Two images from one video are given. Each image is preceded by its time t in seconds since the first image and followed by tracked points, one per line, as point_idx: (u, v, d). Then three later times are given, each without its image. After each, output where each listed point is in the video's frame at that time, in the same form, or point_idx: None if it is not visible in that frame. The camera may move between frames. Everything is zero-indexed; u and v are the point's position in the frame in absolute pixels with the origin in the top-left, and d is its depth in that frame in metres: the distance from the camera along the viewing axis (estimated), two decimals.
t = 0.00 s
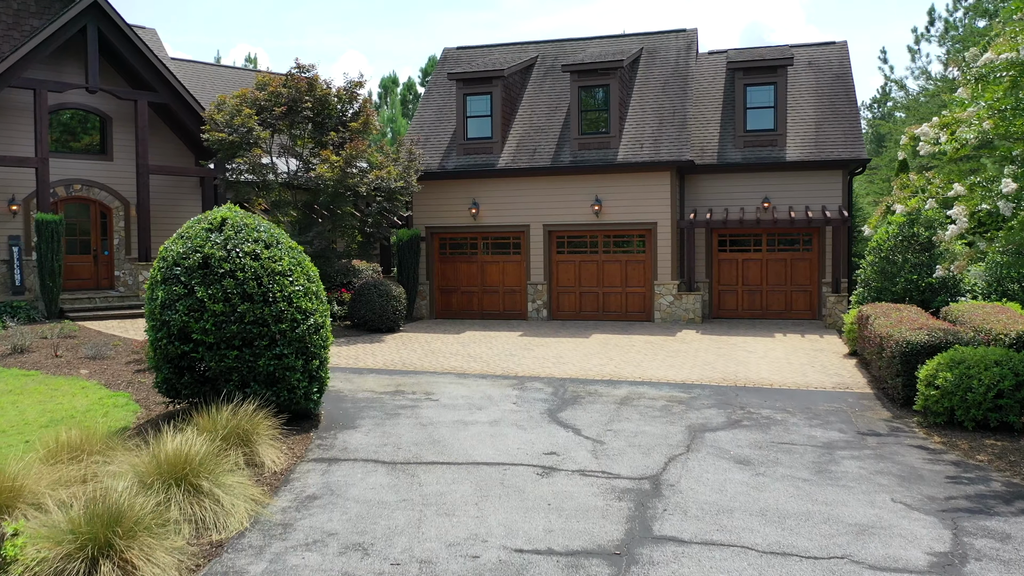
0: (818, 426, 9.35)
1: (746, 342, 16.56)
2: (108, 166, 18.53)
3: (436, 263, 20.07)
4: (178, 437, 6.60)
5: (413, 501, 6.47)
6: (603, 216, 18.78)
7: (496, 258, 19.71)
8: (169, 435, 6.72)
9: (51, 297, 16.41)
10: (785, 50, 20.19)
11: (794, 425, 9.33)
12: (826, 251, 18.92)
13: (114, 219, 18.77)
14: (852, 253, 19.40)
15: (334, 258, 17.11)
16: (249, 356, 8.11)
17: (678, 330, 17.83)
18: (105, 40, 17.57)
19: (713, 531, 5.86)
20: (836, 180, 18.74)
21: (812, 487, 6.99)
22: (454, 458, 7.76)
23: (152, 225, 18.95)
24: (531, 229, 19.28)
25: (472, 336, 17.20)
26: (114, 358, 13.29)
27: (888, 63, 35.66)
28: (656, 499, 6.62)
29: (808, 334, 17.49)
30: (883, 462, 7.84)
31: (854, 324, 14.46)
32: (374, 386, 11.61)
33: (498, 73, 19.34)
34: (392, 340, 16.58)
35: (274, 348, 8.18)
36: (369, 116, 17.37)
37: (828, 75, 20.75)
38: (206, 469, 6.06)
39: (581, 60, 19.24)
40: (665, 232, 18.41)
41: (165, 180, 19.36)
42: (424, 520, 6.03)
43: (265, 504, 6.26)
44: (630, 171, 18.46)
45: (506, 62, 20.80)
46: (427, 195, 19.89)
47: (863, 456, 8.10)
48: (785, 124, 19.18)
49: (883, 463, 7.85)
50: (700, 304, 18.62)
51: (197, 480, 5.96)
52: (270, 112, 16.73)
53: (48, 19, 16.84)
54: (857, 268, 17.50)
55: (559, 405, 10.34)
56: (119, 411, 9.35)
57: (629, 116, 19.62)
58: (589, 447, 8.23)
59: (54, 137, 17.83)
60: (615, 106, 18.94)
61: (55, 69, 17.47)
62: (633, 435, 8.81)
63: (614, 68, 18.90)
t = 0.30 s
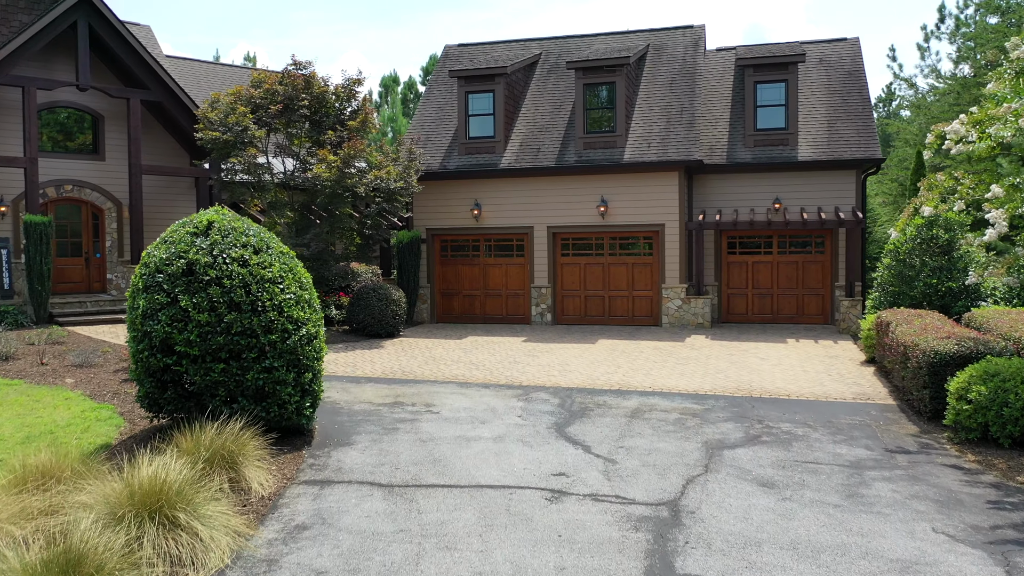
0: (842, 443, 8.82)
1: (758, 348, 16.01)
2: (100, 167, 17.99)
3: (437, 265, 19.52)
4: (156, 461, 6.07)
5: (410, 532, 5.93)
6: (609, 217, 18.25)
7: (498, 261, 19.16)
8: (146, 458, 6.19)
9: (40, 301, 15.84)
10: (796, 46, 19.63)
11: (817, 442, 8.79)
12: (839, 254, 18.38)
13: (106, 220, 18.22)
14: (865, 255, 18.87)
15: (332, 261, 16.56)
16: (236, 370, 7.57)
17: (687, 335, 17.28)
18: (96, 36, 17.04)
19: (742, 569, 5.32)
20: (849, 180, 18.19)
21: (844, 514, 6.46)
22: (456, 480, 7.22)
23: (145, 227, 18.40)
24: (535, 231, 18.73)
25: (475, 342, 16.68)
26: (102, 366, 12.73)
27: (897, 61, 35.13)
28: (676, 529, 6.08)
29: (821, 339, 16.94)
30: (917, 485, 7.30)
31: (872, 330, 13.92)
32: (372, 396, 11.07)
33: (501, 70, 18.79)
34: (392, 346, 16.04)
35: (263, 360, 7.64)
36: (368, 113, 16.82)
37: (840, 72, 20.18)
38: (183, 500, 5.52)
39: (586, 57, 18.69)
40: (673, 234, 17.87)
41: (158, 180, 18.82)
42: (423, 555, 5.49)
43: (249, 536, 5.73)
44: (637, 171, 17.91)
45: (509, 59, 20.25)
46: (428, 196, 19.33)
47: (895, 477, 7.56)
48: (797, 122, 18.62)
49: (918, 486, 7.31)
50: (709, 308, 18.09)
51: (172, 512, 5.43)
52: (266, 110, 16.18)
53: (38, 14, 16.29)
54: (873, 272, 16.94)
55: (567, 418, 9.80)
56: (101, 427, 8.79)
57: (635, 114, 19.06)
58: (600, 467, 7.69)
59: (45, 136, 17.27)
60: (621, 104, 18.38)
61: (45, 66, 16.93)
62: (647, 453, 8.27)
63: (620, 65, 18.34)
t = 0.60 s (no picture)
0: (883, 470, 8.24)
1: (782, 359, 15.40)
2: (105, 170, 17.59)
3: (449, 271, 18.99)
4: (142, 498, 5.57)
5: None
6: (626, 222, 17.70)
7: (512, 267, 18.62)
8: (133, 494, 5.70)
9: (42, 309, 15.41)
10: (819, 44, 18.98)
11: (856, 469, 8.21)
12: (865, 260, 17.74)
13: (111, 225, 17.81)
14: (892, 261, 18.21)
15: (341, 267, 16.06)
16: (233, 392, 7.06)
17: (708, 345, 16.68)
18: (100, 36, 16.64)
19: None
20: (876, 183, 17.52)
21: (895, 558, 5.88)
22: (469, 513, 6.68)
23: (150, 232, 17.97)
24: (550, 235, 18.18)
25: (488, 351, 16.17)
26: (103, 378, 12.27)
27: (919, 59, 34.37)
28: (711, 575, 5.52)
29: (848, 349, 16.29)
30: (971, 521, 6.72)
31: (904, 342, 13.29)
32: (381, 412, 10.55)
33: (514, 70, 18.25)
34: (402, 355, 15.54)
35: (262, 382, 7.13)
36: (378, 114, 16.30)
37: (864, 71, 19.51)
38: (167, 546, 5.02)
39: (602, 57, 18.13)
40: (693, 239, 17.29)
41: (164, 184, 18.40)
42: None
43: None
44: (655, 174, 17.33)
45: (522, 59, 19.70)
46: (440, 200, 18.81)
47: (945, 511, 6.96)
48: (820, 123, 17.96)
49: (971, 521, 6.71)
50: (730, 315, 17.49)
51: (155, 561, 4.92)
52: (272, 112, 15.71)
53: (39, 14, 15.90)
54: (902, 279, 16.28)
55: (587, 439, 9.25)
56: (93, 449, 8.28)
57: (652, 115, 18.46)
58: (624, 498, 7.13)
59: (48, 139, 16.85)
60: (639, 105, 17.80)
61: (48, 67, 16.53)
62: (674, 481, 7.71)
63: (637, 65, 17.75)
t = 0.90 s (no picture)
0: (946, 511, 7.57)
1: (823, 375, 14.68)
2: (127, 178, 17.37)
3: (475, 280, 18.50)
4: (139, 552, 5.13)
5: None
6: (658, 230, 17.08)
7: (540, 276, 18.09)
8: (130, 548, 5.27)
9: (62, 320, 15.19)
10: (860, 44, 18.18)
11: (915, 510, 7.55)
12: (910, 270, 16.93)
13: (132, 233, 17.59)
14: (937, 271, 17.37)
15: (365, 278, 15.63)
16: (243, 425, 6.60)
17: (744, 359, 16.01)
18: (120, 42, 16.42)
19: None
20: (921, 190, 16.69)
21: None
22: (494, 561, 6.15)
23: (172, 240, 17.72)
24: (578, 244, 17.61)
25: (515, 364, 15.66)
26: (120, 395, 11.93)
27: (960, 58, 33.30)
28: None
29: (892, 365, 15.51)
30: None
31: (956, 360, 12.51)
32: (403, 435, 10.08)
33: (542, 73, 17.69)
34: (427, 369, 15.08)
35: (275, 414, 6.67)
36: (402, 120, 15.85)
37: (908, 72, 18.66)
38: None
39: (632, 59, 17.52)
40: (727, 248, 16.64)
41: (186, 192, 18.14)
42: None
43: None
44: (688, 180, 16.70)
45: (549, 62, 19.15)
46: (465, 207, 18.32)
47: (1020, 565, 6.29)
48: (861, 127, 17.18)
49: None
50: (767, 327, 16.80)
51: None
52: (294, 118, 15.33)
53: (60, 21, 15.72)
54: (950, 290, 15.45)
55: (620, 470, 8.69)
56: (101, 479, 7.88)
57: (685, 119, 17.80)
58: (663, 544, 6.56)
59: (69, 147, 16.66)
60: (671, 109, 17.15)
61: (69, 74, 16.33)
62: (716, 522, 7.13)
63: (669, 67, 17.10)
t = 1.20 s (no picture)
0: (1006, 567, 6.94)
1: (859, 397, 14.00)
2: (143, 190, 17.13)
3: (496, 293, 18.02)
4: None
5: None
6: (685, 242, 16.48)
7: (563, 289, 17.56)
8: None
9: (76, 335, 14.99)
10: (897, 49, 17.44)
11: (973, 566, 6.93)
12: (951, 285, 16.16)
13: (148, 245, 17.34)
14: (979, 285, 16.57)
15: (383, 293, 15.18)
16: (245, 473, 6.17)
17: (775, 378, 15.37)
18: (136, 53, 16.18)
19: None
20: (963, 201, 15.92)
21: None
22: None
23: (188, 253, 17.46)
24: (602, 256, 17.05)
25: (537, 383, 15.16)
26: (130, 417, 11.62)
27: (996, 59, 32.29)
28: None
29: (932, 385, 14.79)
30: None
31: (1005, 386, 11.79)
32: (419, 467, 9.62)
33: (565, 80, 17.17)
34: (446, 387, 14.64)
35: (279, 461, 6.23)
36: (422, 130, 15.39)
37: (947, 77, 17.88)
38: None
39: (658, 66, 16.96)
40: (758, 262, 16.01)
41: (202, 203, 17.86)
42: None
43: None
44: (717, 191, 16.09)
45: (573, 68, 18.61)
46: (486, 218, 17.82)
47: None
48: (899, 135, 16.45)
49: None
50: (799, 344, 16.14)
51: None
52: (311, 129, 14.94)
53: (75, 31, 15.51)
54: (995, 308, 14.69)
55: (648, 511, 8.15)
56: (101, 519, 7.49)
57: (714, 127, 17.17)
58: None
59: (84, 159, 16.46)
60: (699, 117, 16.54)
61: (85, 85, 16.12)
62: None
63: (697, 73, 16.49)
